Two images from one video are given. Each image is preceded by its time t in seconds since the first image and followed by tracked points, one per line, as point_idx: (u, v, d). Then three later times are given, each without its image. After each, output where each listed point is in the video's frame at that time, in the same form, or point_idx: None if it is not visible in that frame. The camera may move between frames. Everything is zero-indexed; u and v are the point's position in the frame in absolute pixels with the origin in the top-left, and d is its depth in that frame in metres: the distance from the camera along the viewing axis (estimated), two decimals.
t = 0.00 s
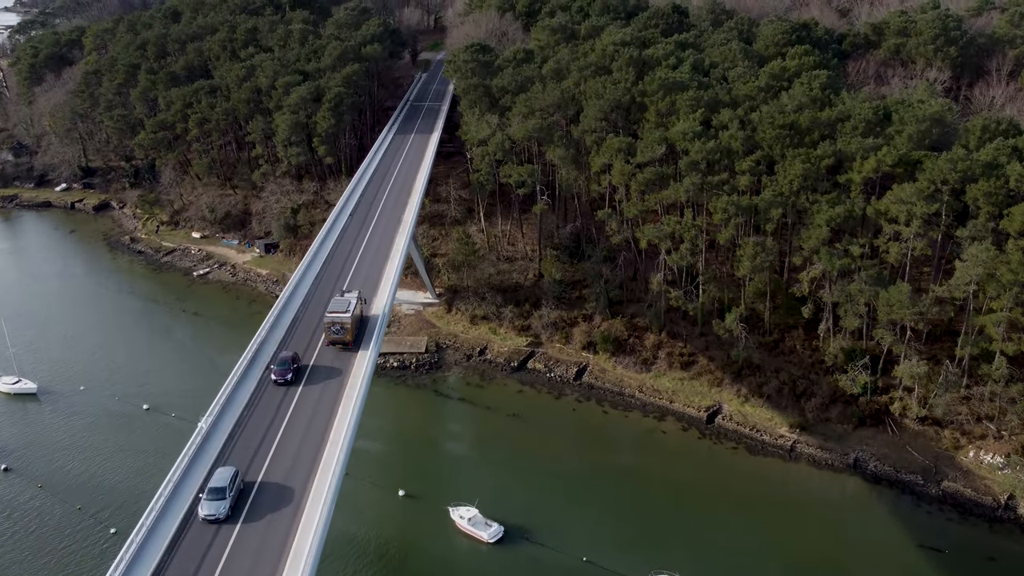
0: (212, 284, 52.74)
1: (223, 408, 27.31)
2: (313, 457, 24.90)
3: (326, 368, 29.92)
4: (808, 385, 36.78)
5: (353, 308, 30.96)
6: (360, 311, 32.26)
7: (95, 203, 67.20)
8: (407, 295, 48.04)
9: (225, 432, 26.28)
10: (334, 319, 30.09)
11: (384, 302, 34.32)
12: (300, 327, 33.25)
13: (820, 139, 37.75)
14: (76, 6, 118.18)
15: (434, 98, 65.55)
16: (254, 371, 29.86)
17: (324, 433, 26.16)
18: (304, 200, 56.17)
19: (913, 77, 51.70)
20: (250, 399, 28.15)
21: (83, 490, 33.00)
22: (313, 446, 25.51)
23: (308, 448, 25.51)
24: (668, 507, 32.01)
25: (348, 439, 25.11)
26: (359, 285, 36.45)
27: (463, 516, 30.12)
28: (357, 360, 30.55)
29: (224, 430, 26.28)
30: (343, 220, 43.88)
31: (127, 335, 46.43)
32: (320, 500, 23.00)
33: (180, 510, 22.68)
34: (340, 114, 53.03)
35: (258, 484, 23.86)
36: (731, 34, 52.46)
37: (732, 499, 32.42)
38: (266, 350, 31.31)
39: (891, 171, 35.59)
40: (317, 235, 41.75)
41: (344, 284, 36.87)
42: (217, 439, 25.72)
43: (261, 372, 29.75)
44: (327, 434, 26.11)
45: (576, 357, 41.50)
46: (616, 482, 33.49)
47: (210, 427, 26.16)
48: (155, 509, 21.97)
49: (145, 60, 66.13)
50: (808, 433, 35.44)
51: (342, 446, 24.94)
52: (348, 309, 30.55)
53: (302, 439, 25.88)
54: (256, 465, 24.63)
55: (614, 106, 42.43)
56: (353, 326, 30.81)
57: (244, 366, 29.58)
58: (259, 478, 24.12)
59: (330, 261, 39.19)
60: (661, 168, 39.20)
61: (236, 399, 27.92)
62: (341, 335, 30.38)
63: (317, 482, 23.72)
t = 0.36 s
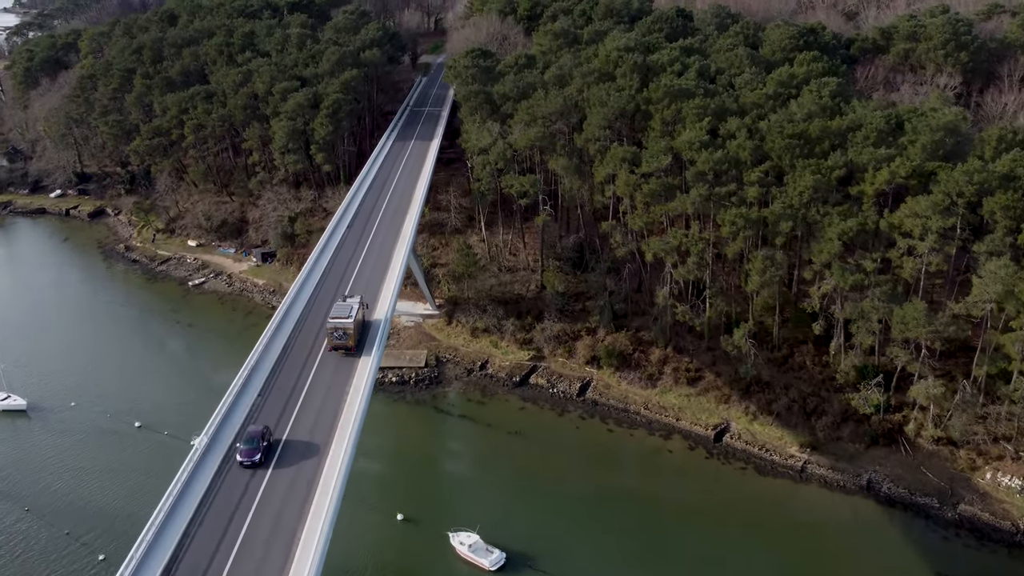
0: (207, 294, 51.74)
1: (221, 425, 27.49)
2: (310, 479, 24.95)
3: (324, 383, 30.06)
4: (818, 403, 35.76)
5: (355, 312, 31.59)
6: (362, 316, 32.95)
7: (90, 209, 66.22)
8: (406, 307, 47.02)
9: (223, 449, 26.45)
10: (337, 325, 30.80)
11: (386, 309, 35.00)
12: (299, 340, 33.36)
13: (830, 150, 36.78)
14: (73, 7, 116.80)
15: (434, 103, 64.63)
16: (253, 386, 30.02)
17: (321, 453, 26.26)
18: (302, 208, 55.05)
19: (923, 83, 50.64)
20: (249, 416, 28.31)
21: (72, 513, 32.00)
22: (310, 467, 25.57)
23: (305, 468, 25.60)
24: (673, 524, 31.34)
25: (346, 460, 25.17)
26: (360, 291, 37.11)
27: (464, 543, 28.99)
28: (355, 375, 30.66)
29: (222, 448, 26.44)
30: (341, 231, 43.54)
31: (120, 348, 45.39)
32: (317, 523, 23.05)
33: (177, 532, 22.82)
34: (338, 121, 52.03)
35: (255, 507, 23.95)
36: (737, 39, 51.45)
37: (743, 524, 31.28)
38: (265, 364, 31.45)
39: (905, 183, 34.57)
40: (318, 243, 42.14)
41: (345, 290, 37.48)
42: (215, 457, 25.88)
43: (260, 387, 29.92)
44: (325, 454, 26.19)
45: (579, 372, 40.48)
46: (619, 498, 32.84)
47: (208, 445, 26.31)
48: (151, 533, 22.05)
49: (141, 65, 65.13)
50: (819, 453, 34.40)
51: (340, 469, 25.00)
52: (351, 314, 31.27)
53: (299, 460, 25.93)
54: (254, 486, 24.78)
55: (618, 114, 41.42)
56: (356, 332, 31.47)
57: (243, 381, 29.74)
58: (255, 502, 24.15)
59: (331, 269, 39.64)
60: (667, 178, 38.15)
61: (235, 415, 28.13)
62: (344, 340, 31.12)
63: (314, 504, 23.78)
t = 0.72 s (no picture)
0: (203, 304, 50.74)
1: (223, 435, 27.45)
2: (311, 494, 24.90)
3: (325, 394, 29.95)
4: (830, 422, 34.69)
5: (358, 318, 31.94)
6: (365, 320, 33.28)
7: (85, 216, 65.26)
8: (406, 319, 45.99)
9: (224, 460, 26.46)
10: (341, 329, 31.25)
11: (389, 313, 35.39)
12: (300, 350, 33.25)
13: (842, 161, 35.72)
14: (73, 8, 115.63)
15: (435, 109, 63.68)
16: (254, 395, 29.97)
17: (322, 466, 26.18)
18: (300, 217, 53.99)
19: (934, 89, 49.51)
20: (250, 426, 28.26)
21: (60, 537, 31.02)
22: (310, 483, 25.45)
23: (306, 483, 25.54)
24: (678, 543, 30.57)
25: (347, 476, 25.06)
26: (364, 294, 37.50)
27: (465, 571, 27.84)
28: (356, 387, 30.57)
29: (223, 458, 26.43)
30: (342, 239, 43.22)
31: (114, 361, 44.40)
32: (319, 539, 23.04)
33: (177, 547, 22.95)
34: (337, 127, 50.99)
35: (256, 521, 23.96)
36: (744, 45, 50.39)
37: (753, 548, 30.21)
38: (267, 373, 31.40)
39: (920, 196, 33.49)
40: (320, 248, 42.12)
41: (349, 294, 37.74)
42: (216, 469, 25.88)
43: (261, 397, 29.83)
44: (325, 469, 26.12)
45: (584, 388, 39.42)
46: (623, 515, 32.06)
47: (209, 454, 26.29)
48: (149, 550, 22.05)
49: (137, 69, 64.14)
50: (832, 474, 33.33)
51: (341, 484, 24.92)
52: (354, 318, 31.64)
53: (299, 475, 25.81)
54: (254, 500, 24.78)
55: (623, 122, 40.34)
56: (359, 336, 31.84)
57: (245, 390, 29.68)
58: (255, 518, 24.09)
59: (334, 274, 39.79)
60: (673, 190, 37.07)
61: (236, 424, 28.09)
62: (348, 344, 31.56)
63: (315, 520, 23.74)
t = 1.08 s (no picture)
0: (199, 316, 49.67)
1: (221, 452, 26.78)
2: (311, 516, 24.22)
3: (326, 411, 29.31)
4: (844, 445, 33.51)
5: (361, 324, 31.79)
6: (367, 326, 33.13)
7: (81, 224, 64.23)
8: (405, 332, 44.88)
9: (223, 478, 25.79)
10: (344, 334, 31.08)
11: (393, 318, 35.25)
12: (300, 363, 32.60)
13: (856, 175, 34.57)
14: (73, 10, 114.74)
15: (436, 115, 62.60)
16: (254, 410, 29.31)
17: (322, 486, 25.53)
18: (297, 227, 52.93)
19: (948, 97, 48.32)
20: (249, 443, 27.60)
21: (46, 566, 29.92)
22: (312, 500, 24.94)
23: (306, 505, 24.87)
24: (685, 568, 29.61)
25: (348, 497, 24.40)
26: (367, 299, 37.30)
27: None
28: (357, 402, 29.95)
29: (222, 477, 25.75)
30: (342, 249, 42.44)
31: (107, 376, 43.28)
32: (320, 561, 22.45)
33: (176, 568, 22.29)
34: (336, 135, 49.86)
35: (255, 545, 23.30)
36: (752, 52, 49.25)
37: None
38: (266, 388, 30.75)
39: (939, 211, 32.26)
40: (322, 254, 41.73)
41: (351, 299, 37.45)
42: (215, 488, 25.21)
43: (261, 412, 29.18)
44: (325, 489, 25.46)
45: (589, 406, 38.29)
46: (630, 539, 31.09)
47: (208, 472, 25.62)
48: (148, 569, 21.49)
49: (134, 74, 63.12)
50: (847, 499, 32.16)
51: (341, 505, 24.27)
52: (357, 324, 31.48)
53: (299, 497, 25.12)
54: (253, 523, 24.10)
55: (630, 132, 39.17)
56: (362, 342, 31.70)
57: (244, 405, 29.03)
58: (255, 538, 23.50)
59: (336, 279, 39.52)
60: (681, 203, 35.92)
61: (235, 441, 27.42)
62: (351, 349, 31.39)
63: (315, 543, 23.08)
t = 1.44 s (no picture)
0: (195, 328, 48.71)
1: (220, 471, 26.14)
2: (310, 537, 23.50)
3: (326, 426, 28.60)
4: (858, 467, 32.42)
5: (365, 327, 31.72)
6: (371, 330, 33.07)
7: (76, 231, 63.31)
8: (405, 346, 43.86)
9: (222, 498, 25.15)
10: (348, 339, 31.06)
11: (396, 322, 35.18)
12: (300, 377, 31.91)
13: (869, 187, 33.55)
14: (72, 12, 113.78)
15: (437, 121, 61.69)
16: (253, 427, 28.67)
17: (324, 501, 24.97)
18: (295, 236, 51.97)
19: (960, 105, 47.24)
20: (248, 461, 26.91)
21: None
22: (316, 508, 24.72)
23: (305, 525, 24.13)
24: None
25: (352, 505, 24.22)
26: (370, 304, 37.19)
27: None
28: (358, 416, 29.23)
29: (220, 497, 25.09)
30: (342, 259, 41.66)
31: (100, 391, 42.34)
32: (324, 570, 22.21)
33: None
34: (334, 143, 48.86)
35: (259, 555, 23.03)
36: (760, 58, 48.21)
37: None
38: (266, 403, 30.10)
39: (956, 226, 31.19)
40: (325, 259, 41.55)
41: (354, 303, 37.31)
42: (217, 500, 24.81)
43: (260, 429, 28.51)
44: (325, 508, 24.71)
45: (593, 424, 37.24)
46: (637, 563, 30.12)
47: (206, 491, 25.01)
48: None
49: (130, 80, 62.14)
50: (861, 524, 31.01)
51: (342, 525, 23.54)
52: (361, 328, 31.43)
53: (298, 517, 24.39)
54: (252, 544, 23.37)
55: (636, 141, 38.15)
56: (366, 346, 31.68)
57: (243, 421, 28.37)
58: (259, 548, 23.24)
59: (339, 284, 39.34)
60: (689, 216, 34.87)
61: (239, 449, 27.22)
62: (355, 354, 31.35)
63: (319, 551, 22.84)
